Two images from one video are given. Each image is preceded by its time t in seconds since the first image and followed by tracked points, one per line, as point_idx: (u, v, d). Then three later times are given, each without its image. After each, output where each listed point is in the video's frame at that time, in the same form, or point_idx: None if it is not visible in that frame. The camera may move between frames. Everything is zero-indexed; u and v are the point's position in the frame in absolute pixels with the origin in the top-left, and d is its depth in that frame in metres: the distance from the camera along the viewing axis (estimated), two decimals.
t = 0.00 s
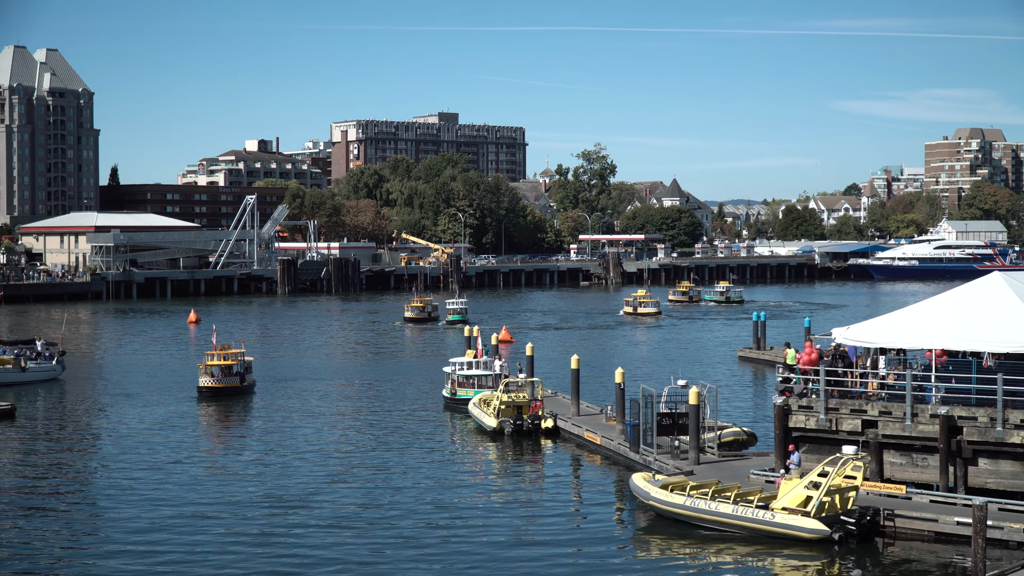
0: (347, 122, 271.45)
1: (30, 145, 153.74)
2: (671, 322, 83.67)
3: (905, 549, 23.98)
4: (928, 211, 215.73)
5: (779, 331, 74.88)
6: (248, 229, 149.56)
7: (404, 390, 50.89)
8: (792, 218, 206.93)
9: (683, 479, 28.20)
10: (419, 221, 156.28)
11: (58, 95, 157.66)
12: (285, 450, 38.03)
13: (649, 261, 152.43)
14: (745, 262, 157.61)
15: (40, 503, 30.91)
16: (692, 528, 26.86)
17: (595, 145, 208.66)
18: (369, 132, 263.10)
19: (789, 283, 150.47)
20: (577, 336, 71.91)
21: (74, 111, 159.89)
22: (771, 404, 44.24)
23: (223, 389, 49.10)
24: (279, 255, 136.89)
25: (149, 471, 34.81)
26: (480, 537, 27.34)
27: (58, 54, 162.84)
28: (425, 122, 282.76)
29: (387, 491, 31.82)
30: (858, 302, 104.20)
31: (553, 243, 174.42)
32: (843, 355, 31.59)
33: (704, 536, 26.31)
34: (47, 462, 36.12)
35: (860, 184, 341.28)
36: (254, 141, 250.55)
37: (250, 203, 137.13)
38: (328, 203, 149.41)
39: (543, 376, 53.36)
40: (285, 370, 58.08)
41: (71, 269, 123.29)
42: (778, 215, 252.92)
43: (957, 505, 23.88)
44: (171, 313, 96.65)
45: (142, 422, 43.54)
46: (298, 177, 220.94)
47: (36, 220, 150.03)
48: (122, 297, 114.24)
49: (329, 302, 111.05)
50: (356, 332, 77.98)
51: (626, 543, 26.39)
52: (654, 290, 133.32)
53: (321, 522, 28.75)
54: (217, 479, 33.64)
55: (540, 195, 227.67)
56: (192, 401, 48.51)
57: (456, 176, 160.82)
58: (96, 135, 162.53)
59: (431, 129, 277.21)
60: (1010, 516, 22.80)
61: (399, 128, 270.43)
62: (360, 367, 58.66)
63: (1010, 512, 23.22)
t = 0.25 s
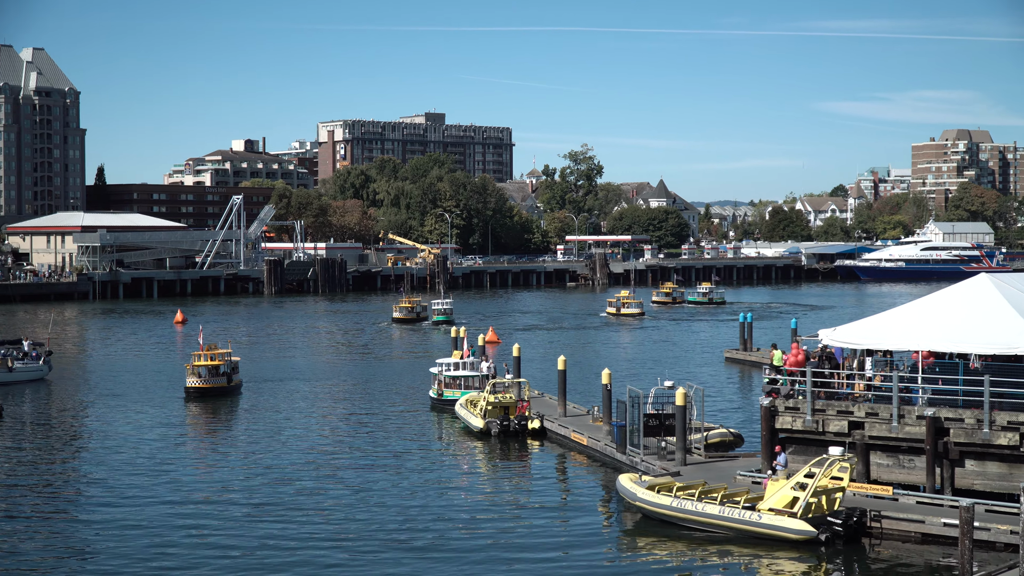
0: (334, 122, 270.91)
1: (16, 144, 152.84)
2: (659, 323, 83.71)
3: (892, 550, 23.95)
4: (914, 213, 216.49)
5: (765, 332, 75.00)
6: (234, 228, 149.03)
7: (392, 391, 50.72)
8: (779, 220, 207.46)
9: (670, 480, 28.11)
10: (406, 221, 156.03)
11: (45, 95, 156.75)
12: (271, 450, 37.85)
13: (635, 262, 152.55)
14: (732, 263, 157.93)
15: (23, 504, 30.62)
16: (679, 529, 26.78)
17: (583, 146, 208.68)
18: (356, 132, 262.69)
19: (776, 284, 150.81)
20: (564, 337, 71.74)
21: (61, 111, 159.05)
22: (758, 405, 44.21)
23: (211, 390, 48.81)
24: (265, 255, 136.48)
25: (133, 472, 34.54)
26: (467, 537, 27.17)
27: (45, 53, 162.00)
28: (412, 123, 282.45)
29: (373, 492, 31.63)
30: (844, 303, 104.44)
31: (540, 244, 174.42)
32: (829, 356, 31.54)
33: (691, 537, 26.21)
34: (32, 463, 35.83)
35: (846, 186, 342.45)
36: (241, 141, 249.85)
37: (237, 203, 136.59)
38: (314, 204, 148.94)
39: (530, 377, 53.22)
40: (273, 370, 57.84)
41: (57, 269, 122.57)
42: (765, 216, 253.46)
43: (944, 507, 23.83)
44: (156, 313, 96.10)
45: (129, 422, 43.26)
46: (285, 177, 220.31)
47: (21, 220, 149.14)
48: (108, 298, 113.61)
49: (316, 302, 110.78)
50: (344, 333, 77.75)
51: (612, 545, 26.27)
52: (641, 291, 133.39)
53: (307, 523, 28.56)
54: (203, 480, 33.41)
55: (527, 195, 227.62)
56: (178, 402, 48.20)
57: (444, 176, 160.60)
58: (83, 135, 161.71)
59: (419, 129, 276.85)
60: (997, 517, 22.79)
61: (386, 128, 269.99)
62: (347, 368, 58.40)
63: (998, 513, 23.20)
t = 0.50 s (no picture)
0: (328, 120, 270.61)
1: (11, 142, 152.42)
2: (654, 322, 83.67)
3: (886, 549, 23.92)
4: (908, 212, 216.68)
5: (760, 331, 74.96)
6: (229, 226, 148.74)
7: (387, 389, 50.57)
8: (773, 218, 207.62)
9: (664, 479, 28.09)
10: (400, 219, 155.95)
11: (40, 93, 156.28)
12: (265, 447, 37.76)
13: (630, 260, 152.56)
14: (726, 262, 157.98)
15: (18, 500, 30.51)
16: (673, 527, 26.73)
17: (578, 145, 208.60)
18: (351, 131, 262.32)
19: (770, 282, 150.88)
20: (558, 336, 71.60)
21: (55, 109, 158.55)
22: (752, 404, 44.19)
23: (205, 387, 48.69)
24: (260, 253, 136.22)
25: (127, 469, 34.45)
26: (462, 535, 27.11)
27: (40, 50, 161.54)
28: (406, 121, 282.14)
29: (367, 490, 31.53)
30: (839, 302, 104.46)
31: (534, 242, 174.36)
32: (824, 355, 31.53)
33: (685, 536, 26.18)
34: (26, 459, 35.73)
35: (840, 185, 342.88)
36: (235, 139, 249.41)
37: (231, 201, 136.27)
38: (309, 202, 148.65)
39: (524, 375, 53.14)
40: (267, 368, 57.66)
41: (51, 267, 122.22)
42: (759, 215, 253.62)
43: (938, 506, 23.82)
44: (150, 310, 95.82)
45: (123, 419, 43.11)
46: (279, 175, 219.99)
47: (15, 217, 148.68)
48: (102, 295, 113.28)
49: (310, 300, 110.52)
50: (338, 331, 77.59)
51: (605, 543, 26.22)
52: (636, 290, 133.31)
53: (301, 521, 28.47)
54: (197, 477, 33.32)
55: (521, 194, 227.56)
56: (173, 399, 48.09)
57: (438, 174, 160.47)
58: (77, 132, 161.23)
59: (413, 127, 276.57)
60: (992, 517, 22.77)
61: (381, 126, 269.76)
62: (342, 366, 58.21)
63: (992, 512, 23.20)
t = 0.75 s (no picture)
0: (326, 119, 270.43)
1: (8, 140, 152.24)
2: (652, 320, 83.59)
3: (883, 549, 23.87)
4: (905, 211, 216.67)
5: (758, 330, 74.90)
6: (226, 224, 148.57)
7: (384, 387, 50.49)
8: (770, 217, 207.61)
9: (660, 478, 28.06)
10: (397, 217, 155.84)
11: (38, 91, 156.06)
12: (261, 445, 37.69)
13: (627, 259, 152.55)
14: (723, 261, 158.13)
15: (14, 498, 30.45)
16: (670, 527, 26.70)
17: (575, 143, 208.47)
18: (348, 129, 262.13)
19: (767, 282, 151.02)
20: (555, 334, 71.51)
21: (53, 106, 158.32)
22: (749, 403, 44.13)
23: (203, 384, 48.61)
24: (257, 251, 136.09)
25: (124, 466, 34.38)
26: (458, 533, 27.07)
27: (38, 48, 161.34)
28: (403, 119, 282.00)
29: (363, 489, 31.45)
30: (836, 301, 104.45)
31: (531, 241, 174.26)
32: (821, 354, 31.47)
33: (681, 534, 26.13)
34: (23, 457, 35.64)
35: (838, 184, 343.06)
36: (233, 137, 249.15)
37: (228, 199, 136.06)
38: (306, 200, 148.49)
39: (521, 373, 53.06)
40: (264, 366, 57.58)
41: (48, 264, 122.09)
42: (756, 214, 253.57)
43: (935, 506, 23.78)
44: (147, 308, 95.70)
45: (120, 417, 43.02)
46: (277, 173, 219.77)
47: (12, 215, 148.45)
48: (99, 293, 113.10)
49: (307, 298, 110.43)
50: (336, 329, 77.53)
51: (602, 542, 26.14)
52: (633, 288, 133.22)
53: (297, 519, 28.42)
54: (194, 475, 33.26)
55: (518, 192, 227.47)
56: (170, 396, 48.03)
57: (436, 173, 160.36)
58: (75, 130, 161.03)
59: (410, 126, 276.41)
60: (989, 517, 22.73)
61: (378, 124, 269.64)
62: (339, 364, 58.18)
63: (989, 512, 23.12)
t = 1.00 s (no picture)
0: (324, 117, 270.26)
1: (7, 137, 152.19)
2: (652, 319, 83.55)
3: (882, 547, 23.86)
4: (904, 210, 216.63)
5: (757, 329, 74.89)
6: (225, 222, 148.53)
7: (383, 385, 50.47)
8: (770, 216, 207.62)
9: (660, 476, 28.07)
10: (396, 215, 155.74)
11: (37, 88, 155.94)
12: (261, 443, 37.70)
13: (625, 257, 152.52)
14: (722, 260, 158.25)
15: (15, 494, 30.50)
16: (669, 525, 26.71)
17: (574, 142, 208.31)
18: (347, 127, 262.06)
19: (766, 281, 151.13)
20: (553, 333, 71.49)
21: (52, 104, 158.26)
22: (748, 401, 44.15)
23: (202, 382, 48.57)
24: (256, 249, 136.05)
25: (123, 464, 34.40)
26: (457, 531, 27.10)
27: (37, 46, 161.20)
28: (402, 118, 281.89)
29: (362, 486, 31.46)
30: (835, 300, 104.49)
31: (530, 239, 174.13)
32: (820, 353, 31.48)
33: (680, 532, 26.14)
34: (22, 454, 35.68)
35: (836, 183, 343.07)
36: (232, 135, 248.98)
37: (227, 197, 135.94)
38: (305, 198, 148.45)
39: (520, 372, 53.09)
40: (263, 364, 57.59)
41: (47, 262, 122.03)
42: (755, 213, 253.48)
43: (934, 505, 23.79)
44: (146, 306, 95.61)
45: (120, 415, 43.03)
46: (275, 171, 219.62)
47: (11, 212, 148.40)
48: (98, 290, 113.00)
49: (306, 296, 110.31)
50: (335, 327, 77.49)
51: (601, 540, 26.15)
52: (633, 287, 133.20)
53: (297, 516, 28.42)
54: (193, 472, 33.30)
55: (517, 190, 227.37)
56: (170, 394, 48.00)
57: (435, 171, 160.26)
58: (74, 128, 160.83)
59: (409, 124, 276.27)
60: (987, 516, 22.73)
61: (377, 122, 269.56)
62: (338, 362, 58.27)
63: (988, 511, 23.12)
